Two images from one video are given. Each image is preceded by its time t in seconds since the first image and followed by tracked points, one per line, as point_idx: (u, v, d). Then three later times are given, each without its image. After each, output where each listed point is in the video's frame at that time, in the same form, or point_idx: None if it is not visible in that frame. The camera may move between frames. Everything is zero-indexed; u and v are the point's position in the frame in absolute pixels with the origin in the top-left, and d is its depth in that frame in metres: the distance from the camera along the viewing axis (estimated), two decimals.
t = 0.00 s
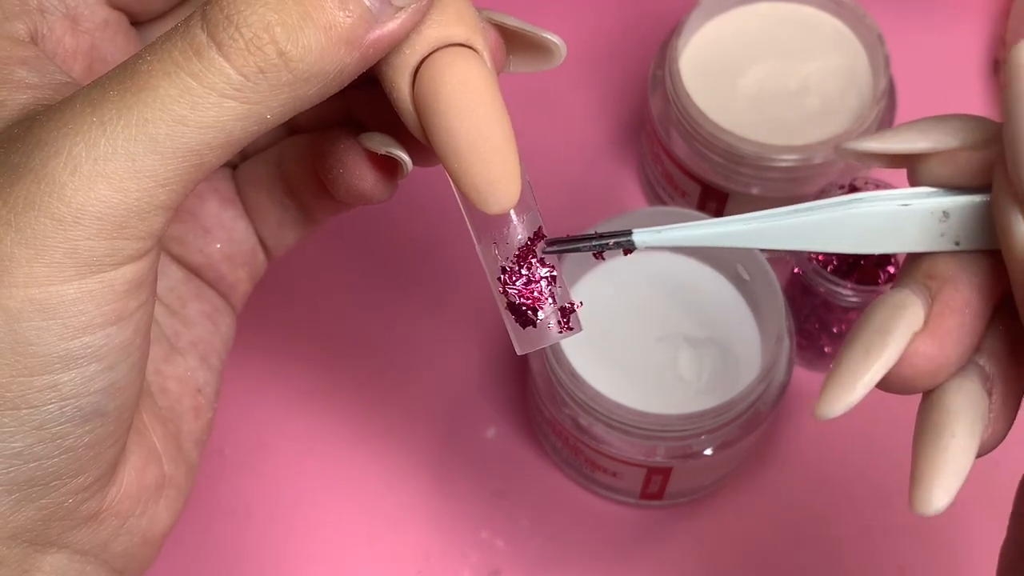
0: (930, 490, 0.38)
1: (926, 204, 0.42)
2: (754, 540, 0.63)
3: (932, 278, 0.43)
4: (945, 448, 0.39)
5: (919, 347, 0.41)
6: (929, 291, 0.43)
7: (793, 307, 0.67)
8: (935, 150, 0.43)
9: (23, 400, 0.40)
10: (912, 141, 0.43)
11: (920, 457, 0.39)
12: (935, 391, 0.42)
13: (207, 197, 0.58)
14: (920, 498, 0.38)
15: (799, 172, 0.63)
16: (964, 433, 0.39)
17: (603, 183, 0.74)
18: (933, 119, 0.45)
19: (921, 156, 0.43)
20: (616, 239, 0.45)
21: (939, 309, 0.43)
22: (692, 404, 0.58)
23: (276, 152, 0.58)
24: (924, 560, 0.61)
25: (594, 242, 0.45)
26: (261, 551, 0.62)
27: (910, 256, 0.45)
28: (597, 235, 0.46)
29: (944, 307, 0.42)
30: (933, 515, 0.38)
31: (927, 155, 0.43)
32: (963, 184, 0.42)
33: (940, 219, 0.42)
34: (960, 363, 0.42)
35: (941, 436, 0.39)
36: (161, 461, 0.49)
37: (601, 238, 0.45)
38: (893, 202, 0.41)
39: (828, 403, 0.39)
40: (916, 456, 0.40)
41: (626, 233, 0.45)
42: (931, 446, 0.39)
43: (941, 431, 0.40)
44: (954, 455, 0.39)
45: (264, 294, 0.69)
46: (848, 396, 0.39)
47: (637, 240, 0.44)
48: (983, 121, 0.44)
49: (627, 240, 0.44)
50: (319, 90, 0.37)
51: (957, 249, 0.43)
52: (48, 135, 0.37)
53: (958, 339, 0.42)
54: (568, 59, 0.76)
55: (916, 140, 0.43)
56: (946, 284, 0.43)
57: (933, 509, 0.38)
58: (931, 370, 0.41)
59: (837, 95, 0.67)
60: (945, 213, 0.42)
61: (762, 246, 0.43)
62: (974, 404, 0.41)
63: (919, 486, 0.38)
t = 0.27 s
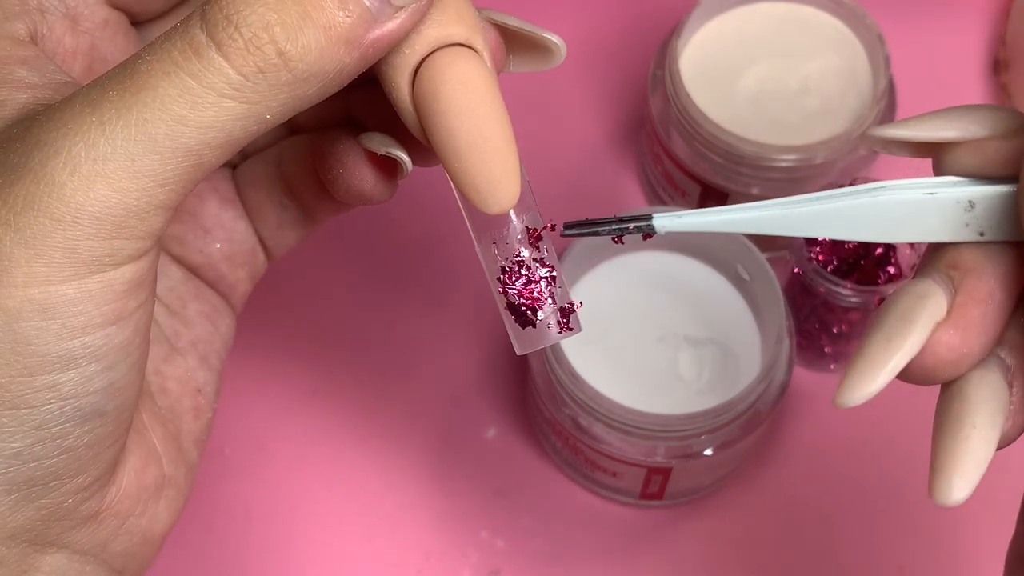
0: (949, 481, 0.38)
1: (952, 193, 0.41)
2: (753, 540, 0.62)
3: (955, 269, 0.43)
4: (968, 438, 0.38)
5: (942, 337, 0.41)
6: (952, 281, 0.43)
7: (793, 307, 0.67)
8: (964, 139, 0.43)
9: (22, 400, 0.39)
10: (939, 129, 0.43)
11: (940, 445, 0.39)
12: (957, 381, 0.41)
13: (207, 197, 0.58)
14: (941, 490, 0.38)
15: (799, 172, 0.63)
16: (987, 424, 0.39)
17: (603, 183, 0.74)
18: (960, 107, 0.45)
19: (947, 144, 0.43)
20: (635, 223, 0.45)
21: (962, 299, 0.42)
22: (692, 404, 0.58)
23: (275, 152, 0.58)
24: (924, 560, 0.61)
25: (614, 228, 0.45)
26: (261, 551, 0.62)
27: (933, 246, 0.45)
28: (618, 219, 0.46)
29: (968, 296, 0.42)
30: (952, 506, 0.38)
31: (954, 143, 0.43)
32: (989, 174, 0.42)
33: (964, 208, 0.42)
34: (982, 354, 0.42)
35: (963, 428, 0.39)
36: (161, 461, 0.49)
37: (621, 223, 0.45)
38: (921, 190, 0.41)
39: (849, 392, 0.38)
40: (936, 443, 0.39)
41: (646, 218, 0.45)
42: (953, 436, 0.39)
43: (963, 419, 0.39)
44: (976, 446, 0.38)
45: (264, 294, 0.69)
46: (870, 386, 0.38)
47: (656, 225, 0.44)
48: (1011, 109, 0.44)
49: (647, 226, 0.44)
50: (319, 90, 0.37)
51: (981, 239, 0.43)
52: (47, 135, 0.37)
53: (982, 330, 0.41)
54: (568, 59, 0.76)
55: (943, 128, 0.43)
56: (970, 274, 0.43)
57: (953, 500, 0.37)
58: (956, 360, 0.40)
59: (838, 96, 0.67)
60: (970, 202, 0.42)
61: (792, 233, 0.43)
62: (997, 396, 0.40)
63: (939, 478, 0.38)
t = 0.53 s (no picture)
0: (913, 478, 0.38)
1: (909, 193, 0.41)
2: (753, 539, 0.62)
3: (915, 268, 0.43)
4: (930, 436, 0.39)
5: (902, 335, 0.41)
6: (912, 282, 0.42)
7: (793, 308, 0.67)
8: (922, 140, 0.42)
9: (21, 399, 0.40)
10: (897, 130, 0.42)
11: (904, 444, 0.39)
12: (919, 378, 0.41)
13: (207, 197, 0.58)
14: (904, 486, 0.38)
15: (799, 172, 0.63)
16: (949, 421, 0.39)
17: (603, 182, 0.74)
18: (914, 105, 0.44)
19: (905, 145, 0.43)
20: (601, 228, 0.44)
21: (923, 299, 0.42)
22: (692, 404, 0.58)
23: (275, 152, 0.58)
24: (923, 560, 0.61)
25: (580, 233, 0.44)
26: (260, 551, 0.62)
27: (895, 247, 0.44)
28: (583, 224, 0.45)
29: (927, 297, 0.42)
30: (915, 502, 0.38)
31: (912, 144, 0.42)
32: (948, 174, 0.41)
33: (924, 207, 0.41)
34: (942, 352, 0.42)
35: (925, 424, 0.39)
36: (161, 460, 0.49)
37: (587, 228, 0.44)
38: (876, 191, 0.41)
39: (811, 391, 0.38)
40: (901, 442, 0.39)
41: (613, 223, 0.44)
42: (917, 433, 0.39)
43: (926, 418, 0.39)
44: (938, 442, 0.38)
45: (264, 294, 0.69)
46: (832, 385, 0.38)
47: (622, 230, 0.44)
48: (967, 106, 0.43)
49: (613, 231, 0.44)
50: (318, 89, 0.37)
51: (940, 238, 0.42)
52: (46, 134, 0.37)
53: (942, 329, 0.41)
54: (568, 58, 0.76)
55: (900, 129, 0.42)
56: (930, 273, 0.42)
57: (916, 497, 0.38)
58: (914, 358, 0.41)
59: (837, 95, 0.67)
60: (929, 201, 0.41)
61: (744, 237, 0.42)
62: (959, 393, 0.41)
63: (903, 474, 0.38)
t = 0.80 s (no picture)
0: (910, 498, 0.37)
1: (896, 205, 0.40)
2: (753, 539, 0.63)
3: (910, 279, 0.42)
4: (927, 454, 0.38)
5: (898, 349, 0.40)
6: (907, 293, 0.42)
7: (793, 308, 0.67)
8: (906, 148, 0.41)
9: (24, 399, 0.40)
10: (875, 140, 0.41)
11: (899, 463, 0.38)
12: (917, 393, 0.41)
13: (208, 197, 0.58)
14: (901, 506, 0.37)
15: (800, 172, 0.63)
16: (946, 437, 0.38)
17: (603, 182, 0.74)
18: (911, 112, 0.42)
19: (893, 155, 0.41)
20: (589, 239, 0.44)
21: (918, 312, 0.41)
22: (692, 404, 0.58)
23: (277, 152, 0.58)
24: (923, 560, 0.61)
25: (568, 245, 0.44)
26: (261, 551, 0.62)
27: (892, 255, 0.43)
28: (572, 237, 0.45)
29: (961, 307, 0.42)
30: (913, 521, 0.37)
31: (899, 155, 0.41)
32: (936, 183, 0.41)
33: (914, 218, 0.41)
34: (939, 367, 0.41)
35: (921, 443, 0.38)
36: (163, 460, 0.49)
37: (576, 240, 0.44)
38: (864, 202, 0.40)
39: (809, 408, 0.37)
40: (897, 461, 0.39)
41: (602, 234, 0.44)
42: (913, 452, 0.38)
43: (923, 435, 0.39)
44: (934, 462, 0.38)
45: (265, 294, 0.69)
46: (827, 402, 0.37)
47: (611, 242, 0.43)
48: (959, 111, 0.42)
49: (601, 242, 0.44)
50: (321, 90, 0.37)
51: (936, 249, 0.41)
52: (51, 135, 0.37)
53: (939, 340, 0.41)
54: (569, 59, 0.77)
55: (882, 139, 0.41)
56: (926, 285, 0.41)
57: (913, 517, 0.37)
58: (911, 373, 0.40)
59: (838, 96, 0.67)
60: (919, 212, 0.41)
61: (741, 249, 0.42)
62: (956, 406, 0.40)
63: (899, 494, 0.37)
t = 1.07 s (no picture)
0: (942, 510, 0.39)
1: (938, 207, 0.41)
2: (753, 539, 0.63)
3: (948, 285, 0.43)
4: (960, 465, 0.39)
5: (934, 358, 0.41)
6: (945, 300, 0.43)
7: (793, 308, 0.67)
8: (953, 149, 0.42)
9: (24, 399, 0.40)
10: (926, 140, 0.43)
11: (932, 471, 0.40)
12: (952, 402, 0.42)
13: (209, 197, 0.58)
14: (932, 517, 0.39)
15: (800, 172, 0.63)
16: (976, 450, 0.40)
17: (603, 182, 0.74)
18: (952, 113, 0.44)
19: (935, 155, 0.43)
20: (616, 239, 0.45)
21: (955, 319, 0.42)
22: (692, 404, 0.59)
23: (277, 152, 0.58)
24: (923, 560, 0.61)
25: (592, 243, 0.45)
26: (261, 551, 0.62)
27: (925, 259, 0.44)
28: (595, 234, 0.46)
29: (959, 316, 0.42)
30: (946, 534, 0.39)
31: (942, 155, 0.43)
32: (981, 186, 0.42)
33: (955, 222, 0.42)
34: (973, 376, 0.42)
35: (954, 453, 0.40)
36: (163, 460, 0.49)
37: (600, 239, 0.45)
38: (906, 203, 0.41)
39: (839, 421, 0.39)
40: (929, 469, 0.40)
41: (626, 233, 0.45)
42: (944, 463, 0.40)
43: (957, 445, 0.40)
44: (967, 473, 0.39)
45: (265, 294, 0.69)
46: (857, 416, 0.39)
47: (636, 240, 0.44)
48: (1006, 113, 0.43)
49: (627, 241, 0.45)
50: (322, 91, 0.37)
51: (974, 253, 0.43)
52: (52, 135, 0.37)
53: (972, 348, 0.42)
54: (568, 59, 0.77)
55: (931, 139, 0.43)
56: (963, 293, 0.42)
57: (945, 530, 0.39)
58: (946, 383, 0.41)
59: (838, 96, 0.67)
60: (961, 216, 0.42)
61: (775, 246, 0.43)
62: (991, 414, 0.41)
63: (931, 505, 0.39)
